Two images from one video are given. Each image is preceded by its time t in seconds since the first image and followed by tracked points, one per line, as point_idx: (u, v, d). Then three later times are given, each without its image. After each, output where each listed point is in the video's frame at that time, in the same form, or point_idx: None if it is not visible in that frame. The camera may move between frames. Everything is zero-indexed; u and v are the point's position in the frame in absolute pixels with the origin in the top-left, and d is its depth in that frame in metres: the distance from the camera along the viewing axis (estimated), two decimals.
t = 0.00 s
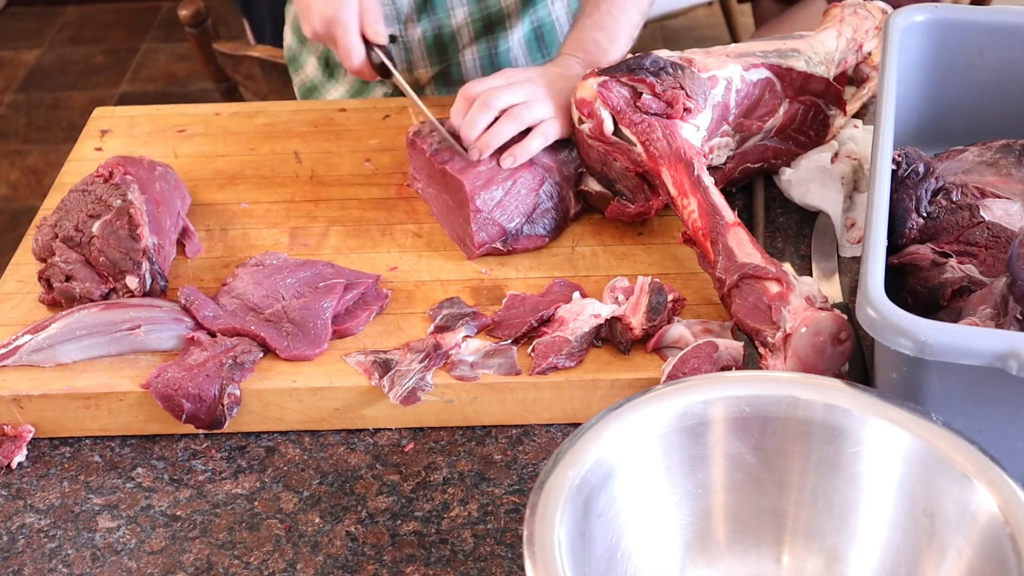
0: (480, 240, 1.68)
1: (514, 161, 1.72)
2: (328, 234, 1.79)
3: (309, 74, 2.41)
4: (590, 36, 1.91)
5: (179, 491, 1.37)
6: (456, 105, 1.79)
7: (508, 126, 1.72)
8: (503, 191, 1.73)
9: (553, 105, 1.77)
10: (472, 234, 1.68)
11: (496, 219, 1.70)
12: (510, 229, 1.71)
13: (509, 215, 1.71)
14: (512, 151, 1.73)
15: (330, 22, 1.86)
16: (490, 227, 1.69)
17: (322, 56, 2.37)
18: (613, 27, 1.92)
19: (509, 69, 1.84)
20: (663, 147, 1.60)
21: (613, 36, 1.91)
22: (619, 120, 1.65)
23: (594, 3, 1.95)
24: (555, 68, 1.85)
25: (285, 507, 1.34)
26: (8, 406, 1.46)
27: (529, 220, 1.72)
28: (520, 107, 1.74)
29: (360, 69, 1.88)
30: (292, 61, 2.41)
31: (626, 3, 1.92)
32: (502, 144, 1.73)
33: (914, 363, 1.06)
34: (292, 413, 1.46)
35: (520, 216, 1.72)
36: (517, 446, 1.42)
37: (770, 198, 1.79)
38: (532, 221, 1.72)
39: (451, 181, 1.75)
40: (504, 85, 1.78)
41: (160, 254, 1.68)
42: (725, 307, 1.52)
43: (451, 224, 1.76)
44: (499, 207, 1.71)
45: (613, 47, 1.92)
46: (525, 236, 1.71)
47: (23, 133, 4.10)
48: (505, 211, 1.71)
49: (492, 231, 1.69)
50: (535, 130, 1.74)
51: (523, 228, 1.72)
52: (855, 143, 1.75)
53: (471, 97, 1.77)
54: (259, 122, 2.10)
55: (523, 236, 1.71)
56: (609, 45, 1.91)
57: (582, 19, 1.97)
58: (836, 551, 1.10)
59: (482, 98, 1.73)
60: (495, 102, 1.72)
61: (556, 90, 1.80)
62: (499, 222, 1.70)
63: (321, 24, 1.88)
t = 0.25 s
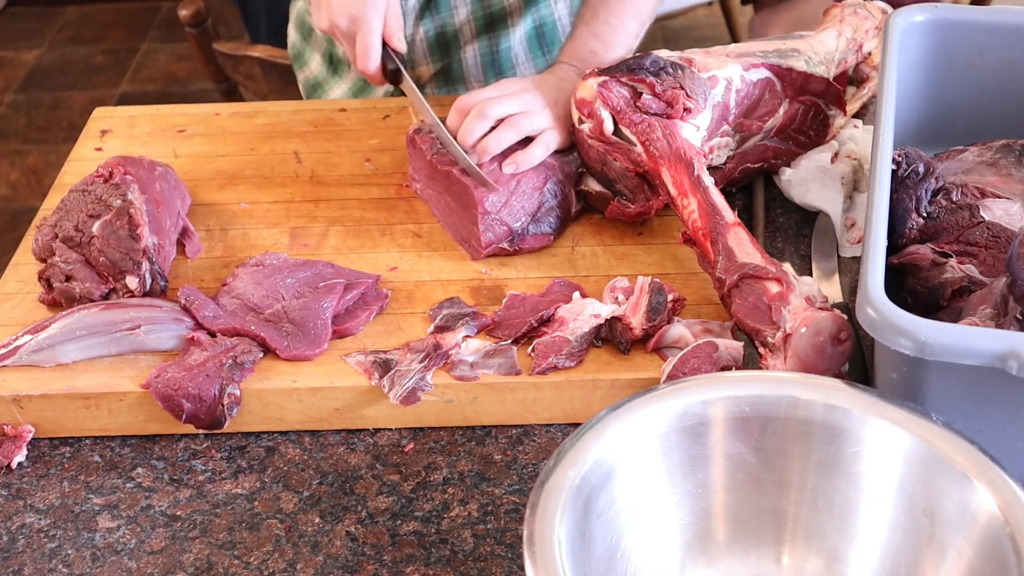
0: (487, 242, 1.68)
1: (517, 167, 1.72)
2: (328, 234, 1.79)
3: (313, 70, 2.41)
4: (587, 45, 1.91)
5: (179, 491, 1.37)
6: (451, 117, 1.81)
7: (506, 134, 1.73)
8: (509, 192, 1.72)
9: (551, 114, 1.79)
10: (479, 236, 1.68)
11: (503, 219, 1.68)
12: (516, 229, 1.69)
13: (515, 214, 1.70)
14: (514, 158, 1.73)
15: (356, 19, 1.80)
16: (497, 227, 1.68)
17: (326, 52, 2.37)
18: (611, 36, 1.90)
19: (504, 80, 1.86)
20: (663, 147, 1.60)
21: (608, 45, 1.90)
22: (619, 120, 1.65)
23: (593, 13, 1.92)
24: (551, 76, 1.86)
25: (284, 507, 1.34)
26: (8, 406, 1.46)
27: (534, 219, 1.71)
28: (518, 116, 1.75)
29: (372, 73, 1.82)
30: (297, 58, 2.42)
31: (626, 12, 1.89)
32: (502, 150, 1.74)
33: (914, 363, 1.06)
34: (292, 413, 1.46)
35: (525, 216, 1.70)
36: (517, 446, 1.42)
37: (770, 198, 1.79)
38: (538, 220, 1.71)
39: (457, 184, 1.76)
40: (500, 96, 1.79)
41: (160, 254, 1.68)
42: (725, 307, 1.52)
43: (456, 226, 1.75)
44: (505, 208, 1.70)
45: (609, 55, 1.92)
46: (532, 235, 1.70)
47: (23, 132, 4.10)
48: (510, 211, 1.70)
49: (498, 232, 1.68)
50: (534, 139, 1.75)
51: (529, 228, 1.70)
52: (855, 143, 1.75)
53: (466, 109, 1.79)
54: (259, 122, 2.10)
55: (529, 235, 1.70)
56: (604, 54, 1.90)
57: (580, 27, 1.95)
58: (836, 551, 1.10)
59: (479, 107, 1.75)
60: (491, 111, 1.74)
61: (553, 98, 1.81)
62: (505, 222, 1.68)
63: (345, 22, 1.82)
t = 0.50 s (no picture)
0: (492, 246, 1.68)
1: (520, 170, 1.72)
2: (328, 234, 1.79)
3: (317, 68, 2.41)
4: (580, 46, 1.90)
5: (179, 492, 1.37)
6: (448, 122, 1.79)
7: (508, 137, 1.73)
8: (511, 195, 1.72)
9: (551, 117, 1.79)
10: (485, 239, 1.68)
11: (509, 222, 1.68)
12: (521, 231, 1.69)
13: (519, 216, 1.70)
14: (517, 161, 1.73)
15: (392, 65, 1.80)
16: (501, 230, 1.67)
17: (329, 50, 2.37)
18: (603, 40, 1.90)
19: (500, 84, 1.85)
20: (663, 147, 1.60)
21: (601, 47, 1.90)
22: (619, 121, 1.65)
23: (587, 14, 1.91)
24: (544, 81, 1.86)
25: (285, 507, 1.34)
26: (8, 406, 1.46)
27: (538, 221, 1.71)
28: (519, 120, 1.75)
29: (402, 122, 1.80)
30: (301, 56, 2.43)
31: (618, 14, 1.89)
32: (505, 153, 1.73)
33: (914, 363, 1.06)
34: (292, 413, 1.46)
35: (529, 218, 1.70)
36: (517, 446, 1.42)
37: (770, 198, 1.79)
38: (541, 221, 1.71)
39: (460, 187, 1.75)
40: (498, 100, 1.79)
41: (160, 254, 1.68)
42: (725, 307, 1.52)
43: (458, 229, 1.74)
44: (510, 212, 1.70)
45: (602, 57, 1.91)
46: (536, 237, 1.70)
47: (23, 133, 4.10)
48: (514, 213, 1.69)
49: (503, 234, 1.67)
50: (535, 142, 1.76)
51: (533, 229, 1.70)
52: (855, 143, 1.75)
53: (465, 114, 1.78)
54: (258, 122, 2.10)
55: (533, 236, 1.70)
56: (597, 56, 1.90)
57: (574, 28, 1.95)
58: (835, 551, 1.10)
59: (480, 111, 1.75)
60: (493, 115, 1.74)
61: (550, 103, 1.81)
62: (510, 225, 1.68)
63: (378, 66, 1.83)
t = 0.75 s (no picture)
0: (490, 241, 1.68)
1: (518, 168, 1.72)
2: (328, 234, 1.79)
3: (319, 67, 2.41)
4: (580, 47, 1.90)
5: (179, 492, 1.37)
6: (446, 122, 1.79)
7: (506, 137, 1.73)
8: (508, 190, 1.72)
9: (550, 117, 1.79)
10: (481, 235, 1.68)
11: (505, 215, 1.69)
12: (517, 227, 1.69)
13: (516, 210, 1.70)
14: (514, 160, 1.73)
15: (360, 28, 1.77)
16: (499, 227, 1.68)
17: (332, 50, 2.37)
18: (604, 40, 1.90)
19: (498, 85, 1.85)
20: (663, 147, 1.60)
21: (602, 47, 1.90)
22: (619, 120, 1.65)
23: (588, 15, 1.93)
24: (546, 80, 1.86)
25: (284, 507, 1.34)
26: (8, 406, 1.46)
27: (535, 217, 1.71)
28: (517, 120, 1.75)
29: (373, 82, 1.79)
30: (303, 55, 2.42)
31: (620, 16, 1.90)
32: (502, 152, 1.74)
33: (915, 363, 1.06)
34: (292, 413, 1.46)
35: (525, 213, 1.70)
36: (517, 446, 1.42)
37: (770, 198, 1.79)
38: (538, 218, 1.71)
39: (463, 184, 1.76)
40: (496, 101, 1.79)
41: (160, 254, 1.68)
42: (725, 307, 1.52)
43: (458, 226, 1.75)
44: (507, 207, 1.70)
45: (603, 57, 1.91)
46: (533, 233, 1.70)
47: (23, 133, 4.10)
48: (511, 208, 1.70)
49: (500, 229, 1.68)
50: (534, 141, 1.76)
51: (530, 226, 1.70)
52: (855, 143, 1.75)
53: (462, 114, 1.78)
54: (259, 122, 2.10)
55: (531, 233, 1.70)
56: (597, 57, 1.90)
57: (574, 28, 1.95)
58: (836, 551, 1.10)
59: (478, 112, 1.75)
60: (491, 115, 1.74)
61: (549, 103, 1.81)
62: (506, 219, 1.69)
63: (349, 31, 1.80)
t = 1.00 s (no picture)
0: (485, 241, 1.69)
1: (518, 168, 1.72)
2: (328, 234, 1.79)
3: (319, 67, 2.41)
4: (575, 47, 1.90)
5: (179, 491, 1.37)
6: (445, 124, 1.79)
7: (506, 137, 1.73)
8: (508, 187, 1.72)
9: (550, 117, 1.79)
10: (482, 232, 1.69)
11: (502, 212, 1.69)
12: (514, 224, 1.70)
13: (515, 209, 1.70)
14: (515, 160, 1.73)
15: (374, 59, 1.73)
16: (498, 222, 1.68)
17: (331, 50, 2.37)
18: (599, 40, 1.90)
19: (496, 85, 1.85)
20: (663, 147, 1.60)
21: (596, 47, 1.90)
22: (619, 120, 1.65)
23: (583, 14, 1.92)
24: (542, 80, 1.86)
25: (284, 507, 1.34)
26: (8, 406, 1.46)
27: (533, 215, 1.71)
28: (516, 121, 1.75)
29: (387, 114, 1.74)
30: (303, 55, 2.42)
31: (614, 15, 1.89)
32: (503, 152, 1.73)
33: (915, 363, 1.06)
34: (291, 413, 1.46)
35: (524, 211, 1.71)
36: (517, 446, 1.42)
37: (770, 198, 1.79)
38: (536, 216, 1.71)
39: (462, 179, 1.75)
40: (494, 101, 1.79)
41: (160, 254, 1.68)
42: (725, 307, 1.52)
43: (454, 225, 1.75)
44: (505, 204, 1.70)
45: (599, 57, 1.91)
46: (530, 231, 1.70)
47: (23, 133, 4.10)
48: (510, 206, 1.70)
49: (496, 225, 1.69)
50: (534, 141, 1.75)
51: (528, 224, 1.71)
52: (855, 143, 1.75)
53: (461, 115, 1.77)
54: (258, 122, 2.10)
55: (528, 231, 1.71)
56: (592, 57, 1.90)
57: (569, 28, 1.95)
58: (835, 551, 1.10)
59: (477, 113, 1.75)
60: (490, 116, 1.74)
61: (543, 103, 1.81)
62: (505, 217, 1.69)
63: (362, 61, 1.76)
